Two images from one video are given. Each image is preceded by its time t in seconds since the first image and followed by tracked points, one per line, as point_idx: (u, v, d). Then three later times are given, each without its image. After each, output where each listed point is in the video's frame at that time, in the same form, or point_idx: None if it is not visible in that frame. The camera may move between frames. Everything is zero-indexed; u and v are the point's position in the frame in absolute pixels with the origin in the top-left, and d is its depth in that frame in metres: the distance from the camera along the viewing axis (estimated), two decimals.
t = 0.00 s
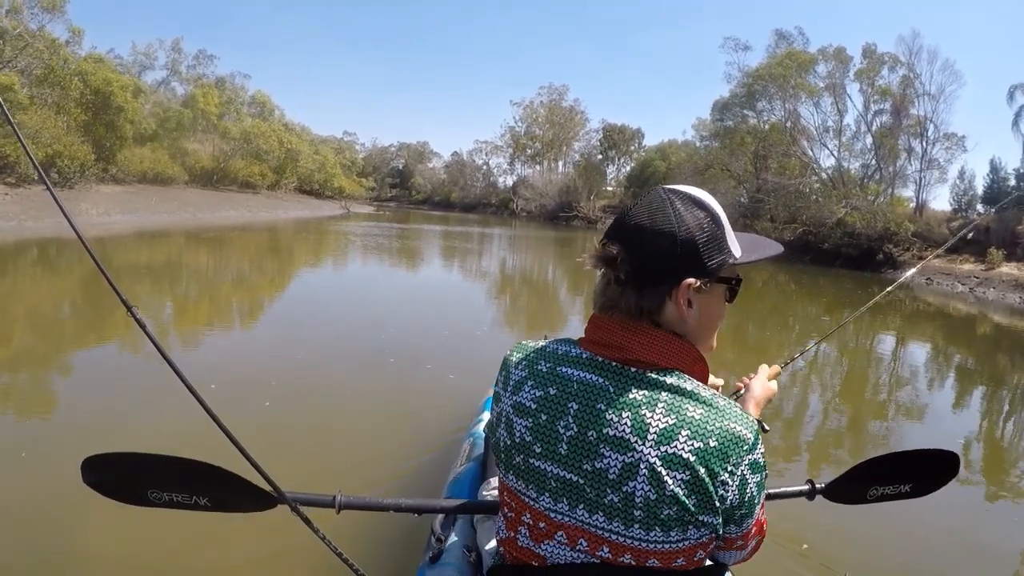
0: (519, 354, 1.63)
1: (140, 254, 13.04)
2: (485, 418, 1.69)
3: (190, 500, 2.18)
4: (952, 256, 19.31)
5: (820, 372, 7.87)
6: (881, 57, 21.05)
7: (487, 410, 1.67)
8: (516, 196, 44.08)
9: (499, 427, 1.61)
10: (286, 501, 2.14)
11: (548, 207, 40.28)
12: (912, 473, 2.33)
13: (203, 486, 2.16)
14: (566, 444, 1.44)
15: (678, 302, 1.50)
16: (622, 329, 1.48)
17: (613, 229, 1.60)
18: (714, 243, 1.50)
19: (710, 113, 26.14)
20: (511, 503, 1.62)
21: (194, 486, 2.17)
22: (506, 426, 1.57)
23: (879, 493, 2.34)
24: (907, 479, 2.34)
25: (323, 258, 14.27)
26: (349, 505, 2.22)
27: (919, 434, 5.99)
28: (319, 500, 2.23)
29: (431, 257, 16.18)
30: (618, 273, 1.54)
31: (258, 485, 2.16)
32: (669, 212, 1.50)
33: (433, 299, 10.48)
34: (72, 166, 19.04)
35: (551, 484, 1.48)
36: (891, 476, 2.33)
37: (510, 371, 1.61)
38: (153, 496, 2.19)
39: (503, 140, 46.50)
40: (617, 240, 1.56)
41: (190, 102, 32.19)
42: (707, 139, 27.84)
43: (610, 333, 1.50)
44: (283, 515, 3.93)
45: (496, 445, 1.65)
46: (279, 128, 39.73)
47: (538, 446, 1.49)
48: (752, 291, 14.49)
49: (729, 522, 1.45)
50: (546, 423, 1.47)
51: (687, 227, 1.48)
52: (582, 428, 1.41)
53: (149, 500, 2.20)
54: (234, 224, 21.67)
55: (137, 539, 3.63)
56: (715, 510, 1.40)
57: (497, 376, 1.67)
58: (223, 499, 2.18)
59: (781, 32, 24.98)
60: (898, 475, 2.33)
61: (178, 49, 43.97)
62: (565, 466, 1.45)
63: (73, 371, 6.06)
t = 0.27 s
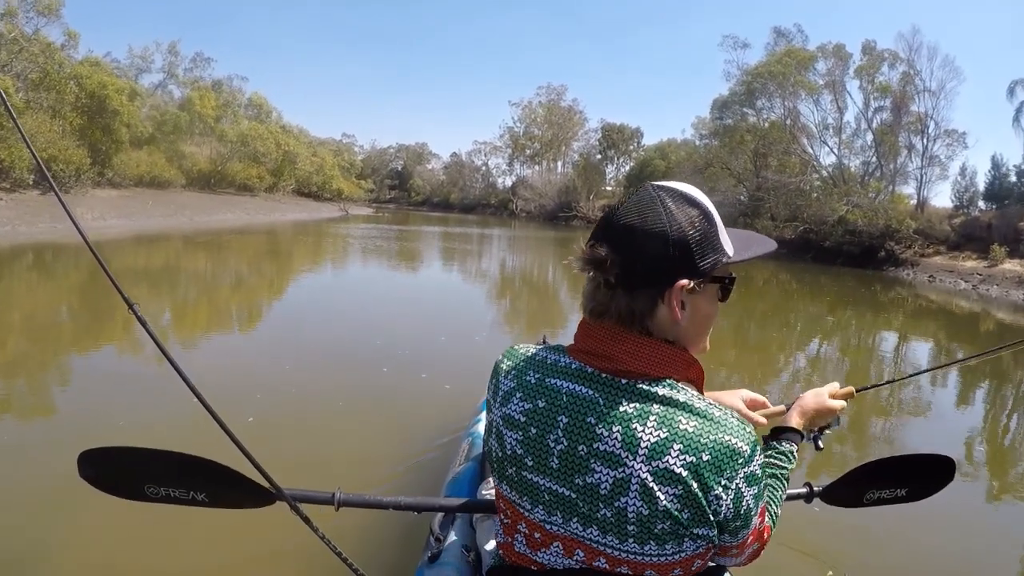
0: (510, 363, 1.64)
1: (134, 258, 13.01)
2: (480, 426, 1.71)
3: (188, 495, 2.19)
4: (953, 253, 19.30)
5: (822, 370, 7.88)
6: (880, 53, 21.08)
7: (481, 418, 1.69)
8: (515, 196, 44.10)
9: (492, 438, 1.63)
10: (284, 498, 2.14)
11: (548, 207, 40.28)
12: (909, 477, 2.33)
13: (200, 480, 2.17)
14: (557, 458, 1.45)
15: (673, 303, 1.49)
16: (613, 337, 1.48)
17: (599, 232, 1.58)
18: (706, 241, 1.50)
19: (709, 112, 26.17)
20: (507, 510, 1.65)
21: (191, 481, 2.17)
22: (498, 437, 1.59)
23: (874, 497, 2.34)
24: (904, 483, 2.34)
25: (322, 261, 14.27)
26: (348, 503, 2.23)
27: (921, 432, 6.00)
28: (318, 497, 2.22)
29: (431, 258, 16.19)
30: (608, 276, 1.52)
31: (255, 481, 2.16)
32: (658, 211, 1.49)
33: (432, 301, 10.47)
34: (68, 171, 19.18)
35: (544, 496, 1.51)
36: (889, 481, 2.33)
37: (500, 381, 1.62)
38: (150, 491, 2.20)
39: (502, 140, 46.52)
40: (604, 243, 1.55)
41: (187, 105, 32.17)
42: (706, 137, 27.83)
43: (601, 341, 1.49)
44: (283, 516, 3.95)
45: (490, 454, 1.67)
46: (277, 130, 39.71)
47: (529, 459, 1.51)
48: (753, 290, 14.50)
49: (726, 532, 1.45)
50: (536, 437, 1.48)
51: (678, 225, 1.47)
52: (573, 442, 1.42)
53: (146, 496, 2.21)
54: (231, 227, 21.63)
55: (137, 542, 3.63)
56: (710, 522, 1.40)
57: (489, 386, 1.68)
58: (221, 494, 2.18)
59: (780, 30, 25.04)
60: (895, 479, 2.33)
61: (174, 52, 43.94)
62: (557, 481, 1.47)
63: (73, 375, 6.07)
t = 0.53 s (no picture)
0: (506, 364, 1.66)
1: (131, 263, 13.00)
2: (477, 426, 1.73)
3: (187, 495, 2.19)
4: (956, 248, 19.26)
5: (825, 368, 7.87)
6: (880, 48, 21.05)
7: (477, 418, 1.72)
8: (515, 196, 44.08)
9: (488, 437, 1.65)
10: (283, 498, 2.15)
11: (547, 207, 40.26)
12: (910, 480, 2.33)
13: (200, 480, 2.17)
14: (547, 460, 1.46)
15: (662, 300, 1.48)
16: (603, 339, 1.47)
17: (585, 231, 1.57)
18: (693, 236, 1.50)
19: (709, 109, 26.16)
20: (504, 509, 1.66)
21: (190, 481, 2.18)
22: (493, 437, 1.61)
23: (874, 500, 2.34)
24: (904, 486, 2.33)
25: (322, 264, 14.27)
26: (348, 503, 2.24)
27: (927, 429, 5.98)
28: (318, 497, 2.23)
29: (431, 260, 16.18)
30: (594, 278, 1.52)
31: (254, 479, 2.16)
32: (642, 207, 1.49)
33: (432, 303, 10.47)
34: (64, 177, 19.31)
35: (536, 497, 1.52)
36: (890, 483, 2.32)
37: (495, 382, 1.64)
38: (150, 490, 2.20)
39: (501, 140, 46.50)
40: (589, 242, 1.54)
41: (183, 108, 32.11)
42: (706, 135, 27.80)
43: (592, 344, 1.48)
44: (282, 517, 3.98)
45: (487, 453, 1.69)
46: (275, 134, 39.73)
47: (521, 459, 1.52)
48: (754, 287, 14.48)
49: (720, 535, 1.43)
50: (527, 437, 1.49)
51: (665, 222, 1.46)
52: (562, 444, 1.43)
53: (146, 495, 2.21)
54: (230, 231, 21.63)
55: (138, 546, 3.65)
56: (701, 526, 1.39)
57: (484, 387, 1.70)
58: (220, 493, 2.19)
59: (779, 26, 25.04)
60: (895, 482, 2.32)
61: (171, 56, 43.94)
62: (548, 482, 1.47)
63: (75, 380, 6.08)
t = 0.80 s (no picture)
0: (509, 361, 1.66)
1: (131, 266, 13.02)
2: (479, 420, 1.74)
3: (187, 495, 2.19)
4: (959, 247, 19.24)
5: (828, 368, 7.88)
6: (881, 47, 21.06)
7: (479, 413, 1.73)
8: (516, 197, 44.11)
9: (489, 433, 1.66)
10: (283, 498, 2.16)
11: (548, 207, 40.28)
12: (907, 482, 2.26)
13: (201, 482, 2.17)
14: (545, 458, 1.46)
15: (661, 299, 1.48)
16: (605, 340, 1.46)
17: (584, 232, 1.57)
18: (691, 232, 1.49)
19: (710, 109, 26.17)
20: (504, 504, 1.67)
21: (190, 482, 2.18)
22: (494, 432, 1.61)
23: (874, 500, 2.32)
24: (905, 487, 2.27)
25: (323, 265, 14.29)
26: (348, 503, 2.26)
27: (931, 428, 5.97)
28: (318, 498, 2.25)
29: (432, 261, 16.21)
30: (594, 277, 1.51)
31: (254, 481, 2.16)
32: (640, 205, 1.48)
33: (433, 304, 10.49)
34: (62, 178, 19.41)
35: (535, 495, 1.52)
36: (891, 482, 2.27)
37: (497, 378, 1.65)
38: (150, 491, 2.21)
39: (501, 141, 46.53)
40: (588, 241, 1.54)
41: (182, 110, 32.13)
42: (707, 134, 27.80)
43: (593, 344, 1.48)
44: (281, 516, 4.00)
45: (489, 449, 1.69)
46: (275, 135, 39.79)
47: (520, 457, 1.52)
48: (757, 287, 14.48)
49: (719, 537, 1.42)
50: (526, 436, 1.50)
51: (663, 222, 1.46)
52: (561, 444, 1.43)
53: (146, 496, 2.22)
54: (229, 233, 21.65)
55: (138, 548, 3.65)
56: (698, 529, 1.38)
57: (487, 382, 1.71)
58: (220, 494, 2.19)
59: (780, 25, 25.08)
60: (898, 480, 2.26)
61: (170, 58, 43.97)
62: (547, 481, 1.47)
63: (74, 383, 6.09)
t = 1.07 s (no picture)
0: (509, 361, 1.66)
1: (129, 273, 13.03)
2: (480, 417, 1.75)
3: (187, 494, 2.20)
4: (961, 239, 19.20)
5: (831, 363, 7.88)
6: (880, 39, 21.03)
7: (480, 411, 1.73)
8: (516, 197, 44.13)
9: (489, 431, 1.66)
10: (283, 496, 2.16)
11: (548, 207, 40.29)
12: (905, 480, 2.27)
13: (201, 480, 2.18)
14: (542, 460, 1.46)
15: (657, 297, 1.47)
16: (601, 341, 1.46)
17: (578, 232, 1.56)
18: (685, 228, 1.49)
19: (709, 105, 26.17)
20: (504, 503, 1.67)
21: (190, 480, 2.19)
22: (493, 432, 1.61)
23: (874, 501, 2.32)
24: (901, 486, 2.27)
25: (323, 269, 14.30)
26: (348, 502, 2.26)
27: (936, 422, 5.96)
28: (318, 497, 2.25)
29: (432, 263, 16.22)
30: (587, 278, 1.51)
31: (254, 479, 2.17)
32: (632, 205, 1.48)
33: (434, 306, 10.51)
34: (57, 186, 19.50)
35: (531, 495, 1.52)
36: (890, 482, 2.28)
37: (498, 377, 1.65)
38: (150, 489, 2.21)
39: (500, 141, 46.55)
40: (582, 240, 1.53)
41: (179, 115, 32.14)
42: (706, 131, 27.78)
43: (590, 345, 1.48)
44: (284, 522, 4.03)
45: (489, 446, 1.69)
46: (273, 139, 39.85)
47: (517, 457, 1.52)
48: (758, 284, 14.47)
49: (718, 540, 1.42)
50: (524, 437, 1.50)
51: (655, 221, 1.45)
52: (557, 446, 1.43)
53: (146, 493, 2.22)
54: (227, 238, 21.66)
55: (142, 556, 3.67)
56: (696, 531, 1.38)
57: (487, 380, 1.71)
58: (220, 492, 2.20)
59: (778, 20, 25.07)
60: (896, 481, 2.28)
61: (166, 64, 44.02)
62: (544, 482, 1.47)
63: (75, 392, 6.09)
